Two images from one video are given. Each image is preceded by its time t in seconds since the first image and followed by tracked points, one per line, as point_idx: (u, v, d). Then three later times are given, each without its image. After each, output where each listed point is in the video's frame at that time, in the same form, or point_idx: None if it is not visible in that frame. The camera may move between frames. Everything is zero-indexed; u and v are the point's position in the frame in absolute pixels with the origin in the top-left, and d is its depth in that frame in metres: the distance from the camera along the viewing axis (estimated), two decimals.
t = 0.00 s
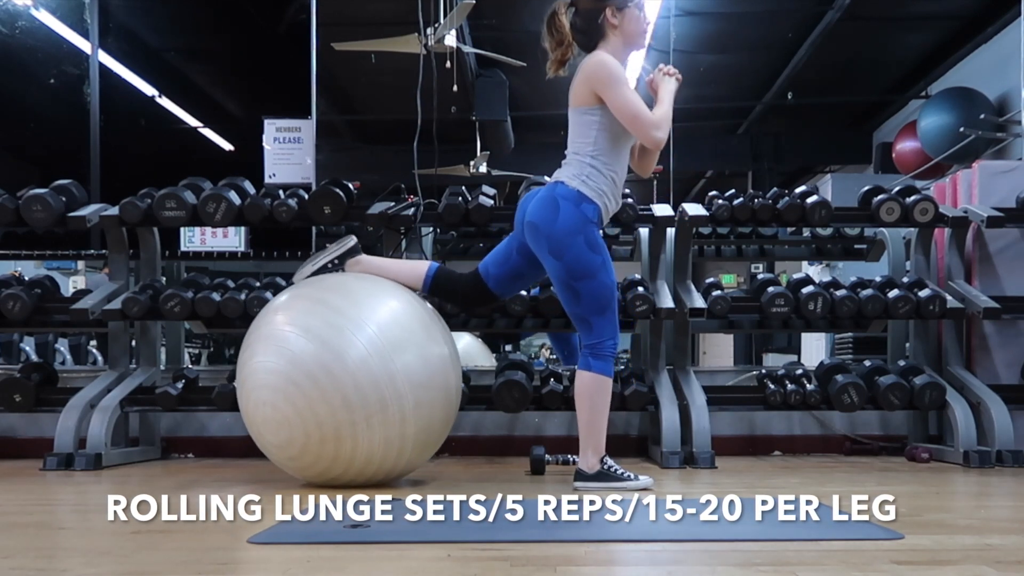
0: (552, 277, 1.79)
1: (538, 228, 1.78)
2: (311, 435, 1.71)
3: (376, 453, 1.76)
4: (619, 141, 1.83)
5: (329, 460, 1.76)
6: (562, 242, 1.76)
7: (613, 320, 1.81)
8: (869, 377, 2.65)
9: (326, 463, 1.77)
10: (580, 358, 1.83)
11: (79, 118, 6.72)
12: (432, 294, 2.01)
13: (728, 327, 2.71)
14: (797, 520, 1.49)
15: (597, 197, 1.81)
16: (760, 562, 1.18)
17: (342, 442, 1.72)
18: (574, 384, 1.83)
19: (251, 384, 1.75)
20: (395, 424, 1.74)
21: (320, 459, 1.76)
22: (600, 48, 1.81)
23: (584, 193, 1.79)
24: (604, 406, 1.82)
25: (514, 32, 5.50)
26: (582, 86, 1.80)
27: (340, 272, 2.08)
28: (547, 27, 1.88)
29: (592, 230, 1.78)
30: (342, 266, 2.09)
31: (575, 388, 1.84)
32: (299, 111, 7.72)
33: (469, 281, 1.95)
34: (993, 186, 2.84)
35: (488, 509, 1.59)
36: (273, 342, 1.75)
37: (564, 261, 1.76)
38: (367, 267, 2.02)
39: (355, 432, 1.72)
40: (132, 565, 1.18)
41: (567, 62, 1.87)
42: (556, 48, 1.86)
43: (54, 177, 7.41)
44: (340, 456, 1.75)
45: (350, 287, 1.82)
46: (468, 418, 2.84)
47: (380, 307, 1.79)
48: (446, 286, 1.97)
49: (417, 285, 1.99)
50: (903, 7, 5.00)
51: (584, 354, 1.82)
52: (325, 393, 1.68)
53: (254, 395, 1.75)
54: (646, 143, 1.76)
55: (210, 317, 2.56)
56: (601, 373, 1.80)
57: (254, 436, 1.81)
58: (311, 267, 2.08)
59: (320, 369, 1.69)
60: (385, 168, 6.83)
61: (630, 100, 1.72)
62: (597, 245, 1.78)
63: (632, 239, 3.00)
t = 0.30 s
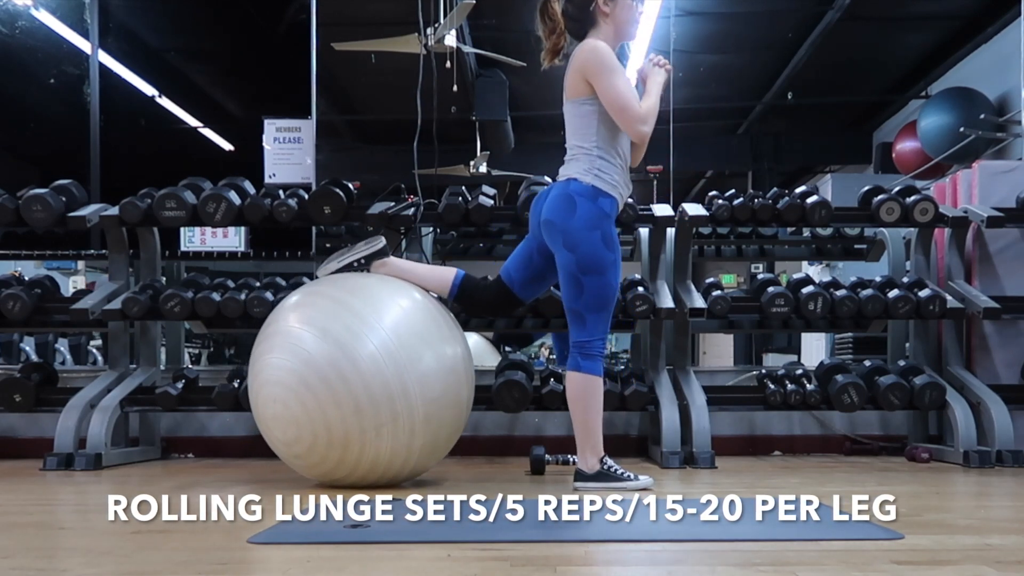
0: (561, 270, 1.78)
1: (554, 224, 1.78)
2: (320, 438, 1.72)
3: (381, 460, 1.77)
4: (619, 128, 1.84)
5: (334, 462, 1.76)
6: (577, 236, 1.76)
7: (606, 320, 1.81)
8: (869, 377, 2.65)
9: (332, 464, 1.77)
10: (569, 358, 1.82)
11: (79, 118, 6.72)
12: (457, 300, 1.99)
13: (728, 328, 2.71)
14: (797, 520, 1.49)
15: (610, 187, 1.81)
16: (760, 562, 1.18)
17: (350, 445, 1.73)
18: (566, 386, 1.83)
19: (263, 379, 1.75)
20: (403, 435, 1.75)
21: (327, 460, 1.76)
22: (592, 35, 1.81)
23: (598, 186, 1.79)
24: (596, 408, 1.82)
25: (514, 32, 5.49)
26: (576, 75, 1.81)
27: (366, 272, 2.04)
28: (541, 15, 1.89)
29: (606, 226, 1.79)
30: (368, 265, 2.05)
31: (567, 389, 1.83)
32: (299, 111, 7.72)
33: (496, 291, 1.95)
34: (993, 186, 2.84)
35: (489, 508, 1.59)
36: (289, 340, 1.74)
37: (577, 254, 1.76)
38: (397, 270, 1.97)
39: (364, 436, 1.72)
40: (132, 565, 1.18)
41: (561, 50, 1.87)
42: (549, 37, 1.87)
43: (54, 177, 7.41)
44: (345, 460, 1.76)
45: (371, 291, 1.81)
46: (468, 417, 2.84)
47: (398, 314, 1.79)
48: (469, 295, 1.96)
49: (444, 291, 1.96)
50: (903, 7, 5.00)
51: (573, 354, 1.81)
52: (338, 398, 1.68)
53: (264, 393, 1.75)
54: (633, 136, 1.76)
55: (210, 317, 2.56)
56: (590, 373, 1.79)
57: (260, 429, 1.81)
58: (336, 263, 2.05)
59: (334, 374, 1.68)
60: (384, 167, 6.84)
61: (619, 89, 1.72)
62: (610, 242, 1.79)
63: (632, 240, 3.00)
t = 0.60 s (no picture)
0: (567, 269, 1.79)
1: (564, 224, 1.79)
2: (322, 442, 1.72)
3: (383, 466, 1.77)
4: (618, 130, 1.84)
5: (336, 465, 1.77)
6: (585, 236, 1.76)
7: (607, 321, 1.81)
8: (869, 377, 2.66)
9: (335, 466, 1.77)
10: (568, 358, 1.82)
11: (79, 118, 6.72)
12: (468, 304, 2.01)
13: (728, 327, 2.71)
14: (798, 520, 1.49)
15: (618, 186, 1.81)
16: (760, 562, 1.18)
17: (353, 448, 1.73)
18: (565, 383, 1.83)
19: (269, 379, 1.75)
20: (406, 442, 1.75)
21: (329, 462, 1.76)
22: (587, 36, 1.81)
23: (606, 186, 1.80)
24: (594, 406, 1.81)
25: (514, 32, 5.50)
26: (573, 77, 1.80)
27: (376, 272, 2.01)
28: (537, 12, 1.88)
29: (615, 225, 1.79)
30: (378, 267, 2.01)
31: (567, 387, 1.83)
32: (299, 111, 7.72)
33: (507, 295, 2.01)
34: (993, 186, 2.84)
35: (489, 509, 1.59)
36: (297, 339, 1.74)
37: (585, 254, 1.76)
38: (408, 272, 1.97)
39: (367, 439, 1.72)
40: (133, 565, 1.18)
41: (556, 48, 1.86)
42: (545, 34, 1.85)
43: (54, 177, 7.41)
44: (347, 464, 1.76)
45: (381, 295, 1.80)
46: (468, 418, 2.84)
47: (409, 320, 1.78)
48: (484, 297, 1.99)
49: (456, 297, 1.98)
50: (903, 7, 5.00)
51: (573, 354, 1.81)
52: (343, 403, 1.68)
53: (269, 393, 1.75)
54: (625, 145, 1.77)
55: (210, 317, 2.56)
56: (589, 373, 1.79)
57: (263, 427, 1.81)
58: (346, 262, 2.01)
59: (340, 380, 1.68)
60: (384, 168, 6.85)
61: (614, 96, 1.73)
62: (619, 242, 1.79)
63: (632, 240, 3.00)
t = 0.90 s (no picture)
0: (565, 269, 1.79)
1: (559, 223, 1.79)
2: (321, 444, 1.72)
3: (382, 466, 1.77)
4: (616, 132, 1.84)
5: (335, 466, 1.77)
6: (581, 235, 1.76)
7: (607, 320, 1.81)
8: (869, 377, 2.66)
9: (335, 467, 1.77)
10: (569, 357, 1.82)
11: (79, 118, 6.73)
12: (461, 302, 2.02)
13: (728, 328, 2.71)
14: (798, 520, 1.49)
15: (613, 186, 1.82)
16: (760, 562, 1.18)
17: (352, 448, 1.73)
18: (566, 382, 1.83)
19: (266, 382, 1.75)
20: (404, 442, 1.75)
21: (329, 463, 1.76)
22: (588, 37, 1.81)
23: (603, 186, 1.80)
24: (595, 405, 1.81)
25: (514, 32, 5.50)
26: (574, 78, 1.80)
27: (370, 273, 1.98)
28: (537, 15, 1.87)
29: (612, 224, 1.79)
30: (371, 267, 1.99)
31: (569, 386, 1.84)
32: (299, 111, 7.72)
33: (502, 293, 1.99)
34: (993, 186, 2.84)
35: (490, 509, 1.59)
36: (293, 342, 1.74)
37: (582, 254, 1.76)
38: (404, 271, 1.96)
39: (365, 439, 1.72)
40: (133, 565, 1.18)
41: (557, 50, 1.84)
42: (545, 36, 1.84)
43: (53, 177, 7.41)
44: (346, 465, 1.76)
45: (376, 295, 1.80)
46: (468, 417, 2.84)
47: (405, 320, 1.78)
48: (480, 297, 1.99)
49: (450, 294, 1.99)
50: (903, 7, 5.00)
51: (574, 354, 1.81)
52: (340, 404, 1.68)
53: (266, 397, 1.75)
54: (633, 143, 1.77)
55: (210, 317, 2.56)
56: (590, 373, 1.79)
57: (262, 430, 1.81)
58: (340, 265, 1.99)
59: (336, 381, 1.68)
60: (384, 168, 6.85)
61: (619, 96, 1.73)
62: (615, 242, 1.79)
63: (632, 240, 3.00)
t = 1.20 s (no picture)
0: (563, 285, 1.79)
1: (544, 237, 1.77)
2: (312, 445, 1.73)
3: (375, 461, 1.78)
4: (619, 149, 1.84)
5: (329, 466, 1.78)
6: (570, 247, 1.75)
7: (623, 322, 1.81)
8: (869, 377, 2.66)
9: (328, 468, 1.78)
10: (591, 359, 1.82)
11: (79, 118, 6.73)
12: (425, 291, 2.00)
13: (728, 327, 2.71)
14: (798, 520, 1.49)
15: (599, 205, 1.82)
16: (760, 562, 1.18)
17: (343, 447, 1.74)
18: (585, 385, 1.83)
19: (248, 390, 1.75)
20: (394, 435, 1.76)
21: (322, 464, 1.77)
22: (601, 52, 1.82)
23: (588, 200, 1.80)
24: (613, 405, 1.81)
25: (514, 32, 5.50)
26: (587, 93, 1.80)
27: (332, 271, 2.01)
28: (543, 33, 1.89)
29: (597, 234, 1.79)
30: (331, 265, 2.01)
31: (585, 388, 1.83)
32: (299, 111, 7.72)
33: (466, 284, 1.97)
34: (993, 187, 2.84)
35: (490, 509, 1.59)
36: (269, 347, 1.74)
37: (576, 267, 1.75)
38: (360, 264, 1.97)
39: (355, 436, 1.72)
40: (133, 565, 1.18)
41: (563, 65, 1.89)
42: (552, 54, 1.88)
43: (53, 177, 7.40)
44: (340, 464, 1.77)
45: (347, 292, 1.80)
46: (468, 417, 2.84)
47: (380, 314, 1.78)
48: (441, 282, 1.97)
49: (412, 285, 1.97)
50: (903, 7, 5.00)
51: (597, 354, 1.82)
52: (325, 404, 1.68)
53: (250, 406, 1.75)
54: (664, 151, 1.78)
55: (210, 317, 2.56)
56: (612, 374, 1.80)
57: (250, 440, 1.81)
58: (300, 268, 2.02)
59: (319, 382, 1.68)
60: (384, 167, 6.86)
61: (644, 106, 1.73)
62: (604, 249, 1.78)
63: (632, 240, 3.00)
